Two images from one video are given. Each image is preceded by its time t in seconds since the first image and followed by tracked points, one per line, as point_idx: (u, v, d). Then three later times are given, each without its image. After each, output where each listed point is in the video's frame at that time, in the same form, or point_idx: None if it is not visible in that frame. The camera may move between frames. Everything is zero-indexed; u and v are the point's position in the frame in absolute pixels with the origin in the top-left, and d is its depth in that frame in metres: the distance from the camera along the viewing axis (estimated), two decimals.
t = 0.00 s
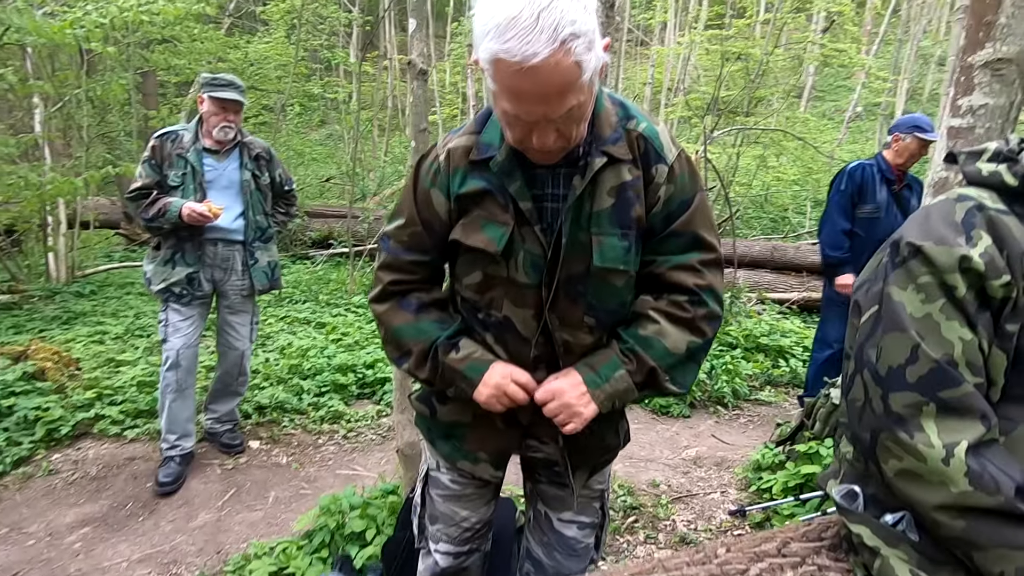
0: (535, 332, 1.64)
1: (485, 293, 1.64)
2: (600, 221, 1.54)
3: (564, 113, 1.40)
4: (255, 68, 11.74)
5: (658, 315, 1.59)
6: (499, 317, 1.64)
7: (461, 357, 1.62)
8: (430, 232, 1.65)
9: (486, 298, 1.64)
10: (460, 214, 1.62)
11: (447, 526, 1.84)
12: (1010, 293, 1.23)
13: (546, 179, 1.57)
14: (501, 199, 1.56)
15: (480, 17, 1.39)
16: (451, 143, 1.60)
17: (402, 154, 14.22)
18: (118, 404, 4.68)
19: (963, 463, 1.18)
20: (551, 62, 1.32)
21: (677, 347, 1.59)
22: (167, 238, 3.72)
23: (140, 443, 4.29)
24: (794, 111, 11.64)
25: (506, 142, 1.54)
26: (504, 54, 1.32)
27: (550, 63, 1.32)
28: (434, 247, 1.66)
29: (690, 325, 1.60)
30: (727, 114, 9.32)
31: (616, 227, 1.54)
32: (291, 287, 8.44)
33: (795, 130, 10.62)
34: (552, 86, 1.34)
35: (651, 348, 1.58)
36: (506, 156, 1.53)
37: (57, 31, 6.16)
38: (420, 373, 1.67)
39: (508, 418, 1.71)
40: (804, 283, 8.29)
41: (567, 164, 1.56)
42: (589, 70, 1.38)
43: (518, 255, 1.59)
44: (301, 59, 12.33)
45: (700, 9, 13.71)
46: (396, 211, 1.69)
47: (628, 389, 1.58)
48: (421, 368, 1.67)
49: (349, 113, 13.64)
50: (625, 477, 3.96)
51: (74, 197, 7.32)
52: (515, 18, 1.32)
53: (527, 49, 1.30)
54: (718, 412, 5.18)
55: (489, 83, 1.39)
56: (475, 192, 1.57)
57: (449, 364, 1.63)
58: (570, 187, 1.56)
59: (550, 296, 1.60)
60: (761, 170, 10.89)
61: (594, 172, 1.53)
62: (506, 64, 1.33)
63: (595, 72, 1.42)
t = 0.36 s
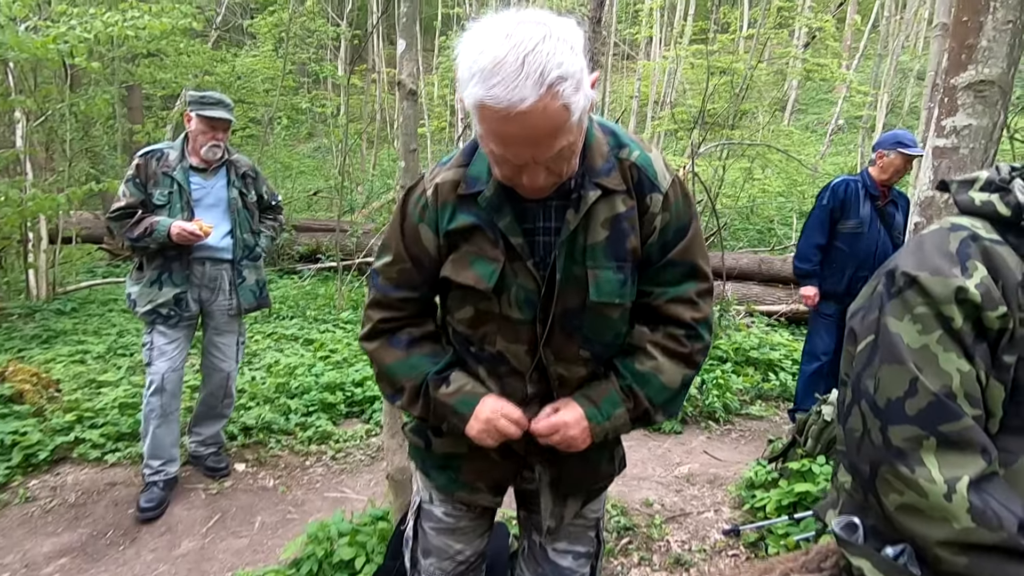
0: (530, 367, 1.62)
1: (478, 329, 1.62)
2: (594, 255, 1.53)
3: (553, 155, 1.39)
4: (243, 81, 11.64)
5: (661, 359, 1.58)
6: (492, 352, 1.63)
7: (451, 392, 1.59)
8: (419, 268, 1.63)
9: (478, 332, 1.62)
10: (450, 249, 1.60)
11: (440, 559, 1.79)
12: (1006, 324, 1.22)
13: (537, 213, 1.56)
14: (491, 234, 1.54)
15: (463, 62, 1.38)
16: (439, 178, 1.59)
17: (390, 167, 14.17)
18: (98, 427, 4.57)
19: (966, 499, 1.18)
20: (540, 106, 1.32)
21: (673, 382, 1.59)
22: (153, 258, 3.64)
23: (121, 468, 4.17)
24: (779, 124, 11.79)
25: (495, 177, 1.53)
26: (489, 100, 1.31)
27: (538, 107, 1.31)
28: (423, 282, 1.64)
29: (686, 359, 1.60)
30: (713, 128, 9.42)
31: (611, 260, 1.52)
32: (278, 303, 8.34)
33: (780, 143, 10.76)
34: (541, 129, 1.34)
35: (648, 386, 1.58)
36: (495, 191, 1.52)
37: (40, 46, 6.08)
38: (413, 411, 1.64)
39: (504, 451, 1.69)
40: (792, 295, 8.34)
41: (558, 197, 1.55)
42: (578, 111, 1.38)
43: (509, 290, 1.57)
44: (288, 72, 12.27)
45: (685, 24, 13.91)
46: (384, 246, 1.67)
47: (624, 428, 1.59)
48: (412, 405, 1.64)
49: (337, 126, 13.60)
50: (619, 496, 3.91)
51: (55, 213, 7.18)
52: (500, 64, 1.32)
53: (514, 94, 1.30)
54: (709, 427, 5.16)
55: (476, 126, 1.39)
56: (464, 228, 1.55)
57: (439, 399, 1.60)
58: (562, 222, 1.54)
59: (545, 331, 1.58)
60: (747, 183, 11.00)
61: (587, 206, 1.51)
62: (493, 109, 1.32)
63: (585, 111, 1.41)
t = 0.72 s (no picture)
0: (521, 394, 1.58)
1: (468, 351, 1.58)
2: (589, 275, 1.49)
3: (550, 178, 1.38)
4: (240, 96, 11.63)
5: (653, 376, 1.54)
6: (483, 375, 1.58)
7: (435, 413, 1.54)
8: (411, 287, 1.59)
9: (469, 355, 1.58)
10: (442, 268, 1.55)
11: None
12: (1017, 345, 1.18)
13: (532, 232, 1.53)
14: (483, 253, 1.51)
15: (458, 80, 1.35)
16: (432, 196, 1.55)
17: (387, 180, 14.18)
18: (89, 447, 4.48)
19: (981, 531, 1.14)
20: (538, 129, 1.29)
21: (666, 406, 1.54)
22: (146, 274, 3.58)
23: (111, 489, 4.09)
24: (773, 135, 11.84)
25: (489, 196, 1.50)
26: (485, 121, 1.28)
27: (536, 129, 1.29)
28: (413, 300, 1.61)
29: (680, 383, 1.55)
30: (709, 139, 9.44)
31: (605, 281, 1.49)
32: (273, 318, 8.27)
33: (775, 154, 10.78)
34: (538, 153, 1.32)
35: (638, 408, 1.53)
36: (488, 209, 1.49)
37: (35, 61, 6.05)
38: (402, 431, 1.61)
39: (494, 480, 1.64)
40: (790, 306, 8.31)
41: (553, 215, 1.52)
42: (576, 133, 1.36)
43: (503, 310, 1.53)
44: (284, 87, 12.29)
45: (679, 36, 14.02)
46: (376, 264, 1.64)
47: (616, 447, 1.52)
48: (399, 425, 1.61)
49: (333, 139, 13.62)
50: (619, 514, 3.84)
51: (48, 229, 7.12)
52: (497, 84, 1.29)
53: (511, 116, 1.27)
54: (709, 441, 5.10)
55: (471, 147, 1.36)
56: (457, 246, 1.51)
57: (425, 420, 1.56)
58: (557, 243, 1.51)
59: (538, 356, 1.54)
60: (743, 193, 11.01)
61: (584, 227, 1.48)
62: (490, 131, 1.30)
63: (582, 131, 1.39)
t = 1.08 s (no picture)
0: (513, 400, 1.56)
1: (460, 360, 1.56)
2: (584, 280, 1.49)
3: (542, 175, 1.36)
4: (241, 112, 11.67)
5: (692, 342, 1.50)
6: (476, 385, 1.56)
7: (394, 382, 1.49)
8: (390, 281, 1.58)
9: (460, 365, 1.56)
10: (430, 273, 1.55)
11: None
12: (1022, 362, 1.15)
13: (527, 237, 1.52)
14: (474, 258, 1.50)
15: (450, 75, 1.35)
16: (425, 199, 1.55)
17: (386, 194, 14.21)
18: (85, 465, 4.44)
19: (991, 555, 1.10)
20: (528, 122, 1.27)
21: (706, 367, 1.49)
22: (144, 290, 3.55)
23: (106, 509, 4.04)
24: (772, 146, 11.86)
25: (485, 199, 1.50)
26: (477, 113, 1.28)
27: (527, 122, 1.27)
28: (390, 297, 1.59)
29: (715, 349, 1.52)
30: (708, 150, 9.44)
31: (600, 286, 1.49)
32: (273, 333, 8.23)
33: (774, 164, 10.78)
34: (528, 148, 1.30)
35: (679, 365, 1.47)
36: (482, 212, 1.49)
37: (36, 79, 6.06)
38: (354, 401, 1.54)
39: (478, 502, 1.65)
40: (791, 317, 8.26)
41: (547, 219, 1.51)
42: (567, 127, 1.33)
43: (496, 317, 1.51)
44: (285, 103, 12.35)
45: (677, 49, 14.10)
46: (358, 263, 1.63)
47: (650, 409, 1.41)
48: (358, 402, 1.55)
49: (333, 153, 13.66)
50: (621, 531, 3.78)
51: (47, 246, 7.11)
52: (487, 77, 1.28)
53: (501, 109, 1.26)
54: (712, 455, 5.03)
55: (462, 142, 1.35)
56: (448, 250, 1.51)
57: (383, 390, 1.50)
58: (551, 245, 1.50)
59: (528, 359, 1.51)
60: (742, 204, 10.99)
61: (576, 229, 1.48)
62: (480, 124, 1.29)
63: (574, 127, 1.37)
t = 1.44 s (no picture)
0: (508, 399, 1.58)
1: (456, 357, 1.62)
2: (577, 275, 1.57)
3: (542, 157, 1.39)
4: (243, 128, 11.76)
5: (695, 283, 1.57)
6: (472, 383, 1.61)
7: (421, 273, 1.54)
8: (384, 268, 1.69)
9: (459, 362, 1.62)
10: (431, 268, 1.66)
11: None
12: (1017, 376, 1.15)
13: (524, 239, 1.61)
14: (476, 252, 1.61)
15: (457, 63, 1.42)
16: (422, 204, 1.67)
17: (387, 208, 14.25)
18: (82, 482, 4.41)
19: (988, 572, 1.09)
20: (530, 101, 1.33)
21: (706, 310, 1.54)
22: (139, 305, 3.58)
23: (103, 526, 4.01)
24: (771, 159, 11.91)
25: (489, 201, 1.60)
26: (482, 93, 1.34)
27: (529, 102, 1.33)
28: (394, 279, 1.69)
29: (713, 299, 1.57)
30: (707, 163, 9.48)
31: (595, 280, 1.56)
32: (273, 347, 8.22)
33: (773, 177, 10.82)
34: (530, 126, 1.34)
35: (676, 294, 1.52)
36: (487, 214, 1.60)
37: (39, 96, 6.09)
38: (383, 315, 1.58)
39: (476, 518, 1.64)
40: (792, 328, 8.24)
41: (543, 221, 1.60)
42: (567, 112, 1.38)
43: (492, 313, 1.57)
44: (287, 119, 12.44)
45: (676, 63, 14.22)
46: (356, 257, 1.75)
47: (633, 306, 1.47)
48: (387, 327, 1.58)
49: (334, 168, 13.73)
50: (621, 547, 3.74)
51: (48, 261, 7.11)
52: (492, 61, 1.35)
53: (504, 88, 1.32)
54: (714, 468, 4.99)
55: (466, 124, 1.40)
56: (452, 246, 1.62)
57: (411, 286, 1.54)
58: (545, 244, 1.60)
59: (524, 354, 1.56)
60: (742, 216, 11.01)
61: (566, 227, 1.58)
62: (484, 103, 1.34)
63: (574, 116, 1.42)
